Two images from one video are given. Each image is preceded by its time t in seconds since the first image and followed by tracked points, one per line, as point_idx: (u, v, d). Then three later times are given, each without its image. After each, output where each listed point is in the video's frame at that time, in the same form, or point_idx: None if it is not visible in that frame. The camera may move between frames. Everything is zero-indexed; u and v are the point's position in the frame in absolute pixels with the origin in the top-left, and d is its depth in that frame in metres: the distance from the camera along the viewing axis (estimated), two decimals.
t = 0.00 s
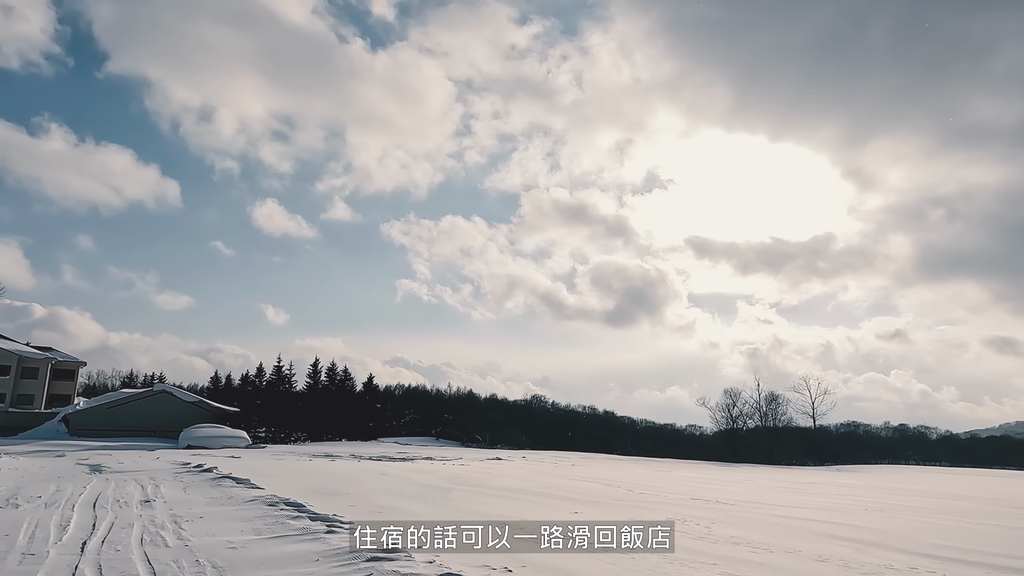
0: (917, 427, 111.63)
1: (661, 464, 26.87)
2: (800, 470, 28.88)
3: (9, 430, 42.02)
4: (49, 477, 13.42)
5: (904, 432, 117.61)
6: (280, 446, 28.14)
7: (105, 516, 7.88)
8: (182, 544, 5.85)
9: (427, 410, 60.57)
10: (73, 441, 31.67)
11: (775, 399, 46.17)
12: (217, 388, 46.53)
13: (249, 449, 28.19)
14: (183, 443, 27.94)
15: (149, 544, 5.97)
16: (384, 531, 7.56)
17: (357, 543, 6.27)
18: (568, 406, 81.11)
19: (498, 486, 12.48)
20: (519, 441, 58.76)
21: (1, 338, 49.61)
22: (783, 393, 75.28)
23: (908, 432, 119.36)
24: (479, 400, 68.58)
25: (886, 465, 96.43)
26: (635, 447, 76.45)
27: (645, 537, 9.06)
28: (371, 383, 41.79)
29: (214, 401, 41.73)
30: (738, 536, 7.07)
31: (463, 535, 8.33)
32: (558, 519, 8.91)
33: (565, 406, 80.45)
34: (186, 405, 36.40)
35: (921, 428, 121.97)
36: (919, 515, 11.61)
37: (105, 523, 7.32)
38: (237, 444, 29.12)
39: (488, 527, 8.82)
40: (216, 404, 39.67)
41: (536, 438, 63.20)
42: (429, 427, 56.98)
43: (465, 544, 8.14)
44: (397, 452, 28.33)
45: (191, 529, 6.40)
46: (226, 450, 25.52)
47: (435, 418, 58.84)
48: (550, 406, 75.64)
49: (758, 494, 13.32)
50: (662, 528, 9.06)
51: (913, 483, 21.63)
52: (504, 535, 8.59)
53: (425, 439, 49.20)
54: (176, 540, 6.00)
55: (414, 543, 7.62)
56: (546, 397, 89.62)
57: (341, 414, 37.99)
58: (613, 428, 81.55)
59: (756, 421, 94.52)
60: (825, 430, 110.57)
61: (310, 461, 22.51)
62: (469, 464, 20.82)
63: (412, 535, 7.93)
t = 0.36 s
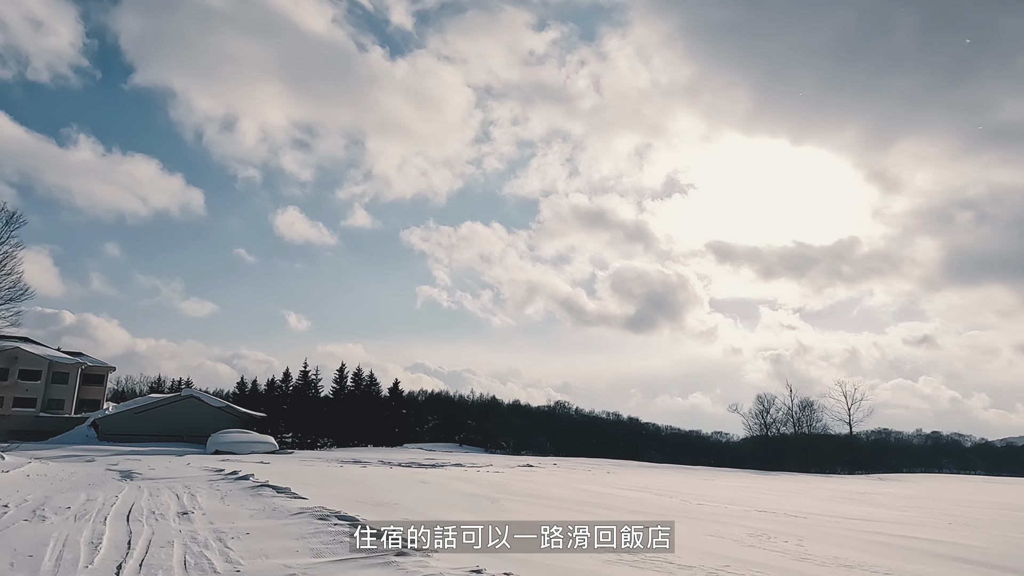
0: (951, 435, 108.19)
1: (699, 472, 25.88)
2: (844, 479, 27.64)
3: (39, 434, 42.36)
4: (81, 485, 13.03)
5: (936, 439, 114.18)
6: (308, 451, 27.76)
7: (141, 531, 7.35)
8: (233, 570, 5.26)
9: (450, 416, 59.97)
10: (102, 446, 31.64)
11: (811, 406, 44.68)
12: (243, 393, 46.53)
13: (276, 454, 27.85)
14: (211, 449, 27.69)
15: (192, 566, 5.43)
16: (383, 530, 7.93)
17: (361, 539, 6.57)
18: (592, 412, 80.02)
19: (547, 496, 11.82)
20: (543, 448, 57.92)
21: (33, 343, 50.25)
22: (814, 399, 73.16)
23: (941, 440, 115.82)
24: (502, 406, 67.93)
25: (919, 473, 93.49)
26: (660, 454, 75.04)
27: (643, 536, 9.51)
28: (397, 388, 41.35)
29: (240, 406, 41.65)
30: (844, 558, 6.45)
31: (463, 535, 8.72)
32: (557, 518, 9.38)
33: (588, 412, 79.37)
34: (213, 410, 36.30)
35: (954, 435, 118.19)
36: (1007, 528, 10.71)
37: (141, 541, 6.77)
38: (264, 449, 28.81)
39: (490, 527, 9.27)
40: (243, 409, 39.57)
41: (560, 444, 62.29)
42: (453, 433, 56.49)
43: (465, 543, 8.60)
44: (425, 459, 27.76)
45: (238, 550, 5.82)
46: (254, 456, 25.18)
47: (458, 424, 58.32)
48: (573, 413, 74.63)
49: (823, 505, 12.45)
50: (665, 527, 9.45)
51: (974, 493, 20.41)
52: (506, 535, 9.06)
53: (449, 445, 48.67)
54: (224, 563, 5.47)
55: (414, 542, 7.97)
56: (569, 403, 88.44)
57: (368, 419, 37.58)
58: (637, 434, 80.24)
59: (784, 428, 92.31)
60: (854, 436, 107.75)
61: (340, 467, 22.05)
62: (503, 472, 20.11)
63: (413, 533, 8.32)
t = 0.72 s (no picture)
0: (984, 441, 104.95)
1: (736, 481, 24.97)
2: (888, 488, 26.52)
3: (67, 440, 42.64)
4: (110, 496, 12.64)
5: (970, 445, 110.90)
6: (334, 459, 27.37)
7: (176, 554, 6.80)
8: None
9: (472, 422, 59.41)
10: (128, 453, 31.60)
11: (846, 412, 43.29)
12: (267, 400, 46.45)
13: (302, 461, 27.56)
14: (237, 455, 27.46)
15: None
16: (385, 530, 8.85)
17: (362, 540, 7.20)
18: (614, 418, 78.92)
19: (589, 514, 11.51)
20: (566, 454, 57.06)
21: (61, 350, 50.80)
22: (845, 404, 71.12)
23: (974, 447, 112.46)
24: (523, 412, 67.21)
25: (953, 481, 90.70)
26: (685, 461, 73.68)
27: (643, 536, 10.48)
28: (421, 394, 40.90)
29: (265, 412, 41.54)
30: None
31: (465, 534, 10.14)
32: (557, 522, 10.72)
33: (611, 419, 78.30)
34: (238, 416, 36.17)
35: (988, 442, 114.70)
36: None
37: (176, 567, 6.22)
38: (290, 456, 28.50)
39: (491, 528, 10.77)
40: (267, 415, 39.44)
41: (583, 451, 61.36)
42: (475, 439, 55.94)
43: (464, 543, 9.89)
44: (452, 466, 27.22)
45: None
46: (281, 463, 24.86)
47: (480, 430, 57.77)
48: (595, 419, 73.62)
49: (888, 518, 11.68)
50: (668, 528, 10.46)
51: None
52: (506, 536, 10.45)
53: (472, 451, 48.07)
54: None
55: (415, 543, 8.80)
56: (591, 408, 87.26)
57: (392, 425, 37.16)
58: (660, 440, 78.92)
59: (812, 434, 90.20)
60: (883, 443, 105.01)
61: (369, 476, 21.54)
62: (538, 482, 19.45)
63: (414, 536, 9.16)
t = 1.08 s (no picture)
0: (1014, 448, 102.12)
1: (770, 488, 24.15)
2: (929, 497, 25.50)
3: (88, 445, 42.68)
4: (131, 508, 12.16)
5: (998, 452, 108.10)
6: (355, 465, 27.00)
7: None
8: None
9: (490, 428, 58.90)
10: (148, 458, 31.41)
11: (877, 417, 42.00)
12: (286, 405, 46.33)
13: (323, 467, 27.21)
14: (257, 461, 27.15)
15: None
16: (384, 530, 9.59)
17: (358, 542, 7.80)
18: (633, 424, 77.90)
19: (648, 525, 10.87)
20: (586, 461, 56.20)
21: (82, 354, 51.01)
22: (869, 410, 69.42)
23: (1003, 453, 109.64)
24: (541, 417, 66.52)
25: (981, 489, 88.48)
26: (705, 467, 72.48)
27: (642, 535, 11.77)
28: (441, 399, 40.45)
29: (284, 417, 41.37)
30: None
31: (465, 532, 11.30)
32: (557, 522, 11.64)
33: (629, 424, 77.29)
34: (258, 421, 35.95)
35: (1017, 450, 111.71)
36: None
37: None
38: (310, 462, 28.15)
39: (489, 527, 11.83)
40: (287, 420, 39.21)
41: (603, 457, 60.49)
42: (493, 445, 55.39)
43: (464, 542, 10.79)
44: (475, 472, 26.67)
45: None
46: (302, 469, 24.52)
47: (498, 435, 57.21)
48: (614, 425, 72.67)
49: (956, 532, 10.98)
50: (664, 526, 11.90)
51: None
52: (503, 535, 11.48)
53: (491, 457, 47.48)
54: None
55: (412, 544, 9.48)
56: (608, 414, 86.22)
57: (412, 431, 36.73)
58: (680, 446, 77.71)
59: (836, 440, 88.31)
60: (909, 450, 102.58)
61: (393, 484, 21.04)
62: (567, 491, 18.86)
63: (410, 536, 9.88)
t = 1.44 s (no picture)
0: None
1: (801, 496, 23.37)
2: (968, 507, 24.52)
3: (106, 448, 42.73)
4: (147, 516, 11.71)
5: None
6: (373, 470, 26.61)
7: None
8: None
9: (505, 432, 58.37)
10: (166, 461, 31.23)
11: (906, 423, 40.81)
12: (302, 408, 46.18)
13: (341, 471, 26.87)
14: (275, 465, 26.84)
15: None
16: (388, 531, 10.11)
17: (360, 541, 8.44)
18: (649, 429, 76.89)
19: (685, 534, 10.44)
20: (602, 466, 55.40)
21: (101, 357, 51.28)
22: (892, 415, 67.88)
23: None
24: (557, 422, 65.82)
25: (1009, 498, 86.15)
26: (724, 473, 71.26)
27: (642, 535, 13.10)
28: (458, 403, 40.01)
29: (301, 421, 41.18)
30: None
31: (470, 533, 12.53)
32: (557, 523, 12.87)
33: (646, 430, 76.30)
34: (275, 425, 35.73)
35: None
36: None
37: None
38: (328, 466, 27.81)
39: (489, 528, 12.95)
40: (304, 424, 38.98)
41: (619, 462, 59.65)
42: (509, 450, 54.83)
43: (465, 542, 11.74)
44: (496, 478, 26.17)
45: None
46: (321, 474, 24.18)
47: (513, 440, 56.65)
48: (630, 430, 71.74)
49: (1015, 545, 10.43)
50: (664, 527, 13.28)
51: None
52: (504, 535, 12.46)
53: (508, 462, 46.95)
54: None
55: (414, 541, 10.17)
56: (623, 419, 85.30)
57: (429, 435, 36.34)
58: (698, 452, 76.55)
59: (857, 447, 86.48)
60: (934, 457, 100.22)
61: (414, 491, 20.62)
62: (594, 500, 18.30)
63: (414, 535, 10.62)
